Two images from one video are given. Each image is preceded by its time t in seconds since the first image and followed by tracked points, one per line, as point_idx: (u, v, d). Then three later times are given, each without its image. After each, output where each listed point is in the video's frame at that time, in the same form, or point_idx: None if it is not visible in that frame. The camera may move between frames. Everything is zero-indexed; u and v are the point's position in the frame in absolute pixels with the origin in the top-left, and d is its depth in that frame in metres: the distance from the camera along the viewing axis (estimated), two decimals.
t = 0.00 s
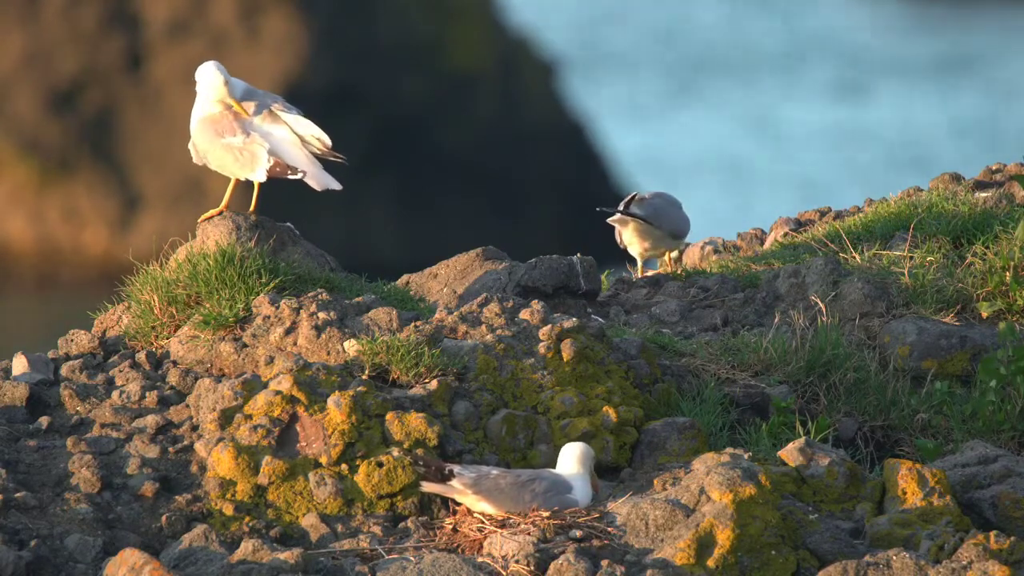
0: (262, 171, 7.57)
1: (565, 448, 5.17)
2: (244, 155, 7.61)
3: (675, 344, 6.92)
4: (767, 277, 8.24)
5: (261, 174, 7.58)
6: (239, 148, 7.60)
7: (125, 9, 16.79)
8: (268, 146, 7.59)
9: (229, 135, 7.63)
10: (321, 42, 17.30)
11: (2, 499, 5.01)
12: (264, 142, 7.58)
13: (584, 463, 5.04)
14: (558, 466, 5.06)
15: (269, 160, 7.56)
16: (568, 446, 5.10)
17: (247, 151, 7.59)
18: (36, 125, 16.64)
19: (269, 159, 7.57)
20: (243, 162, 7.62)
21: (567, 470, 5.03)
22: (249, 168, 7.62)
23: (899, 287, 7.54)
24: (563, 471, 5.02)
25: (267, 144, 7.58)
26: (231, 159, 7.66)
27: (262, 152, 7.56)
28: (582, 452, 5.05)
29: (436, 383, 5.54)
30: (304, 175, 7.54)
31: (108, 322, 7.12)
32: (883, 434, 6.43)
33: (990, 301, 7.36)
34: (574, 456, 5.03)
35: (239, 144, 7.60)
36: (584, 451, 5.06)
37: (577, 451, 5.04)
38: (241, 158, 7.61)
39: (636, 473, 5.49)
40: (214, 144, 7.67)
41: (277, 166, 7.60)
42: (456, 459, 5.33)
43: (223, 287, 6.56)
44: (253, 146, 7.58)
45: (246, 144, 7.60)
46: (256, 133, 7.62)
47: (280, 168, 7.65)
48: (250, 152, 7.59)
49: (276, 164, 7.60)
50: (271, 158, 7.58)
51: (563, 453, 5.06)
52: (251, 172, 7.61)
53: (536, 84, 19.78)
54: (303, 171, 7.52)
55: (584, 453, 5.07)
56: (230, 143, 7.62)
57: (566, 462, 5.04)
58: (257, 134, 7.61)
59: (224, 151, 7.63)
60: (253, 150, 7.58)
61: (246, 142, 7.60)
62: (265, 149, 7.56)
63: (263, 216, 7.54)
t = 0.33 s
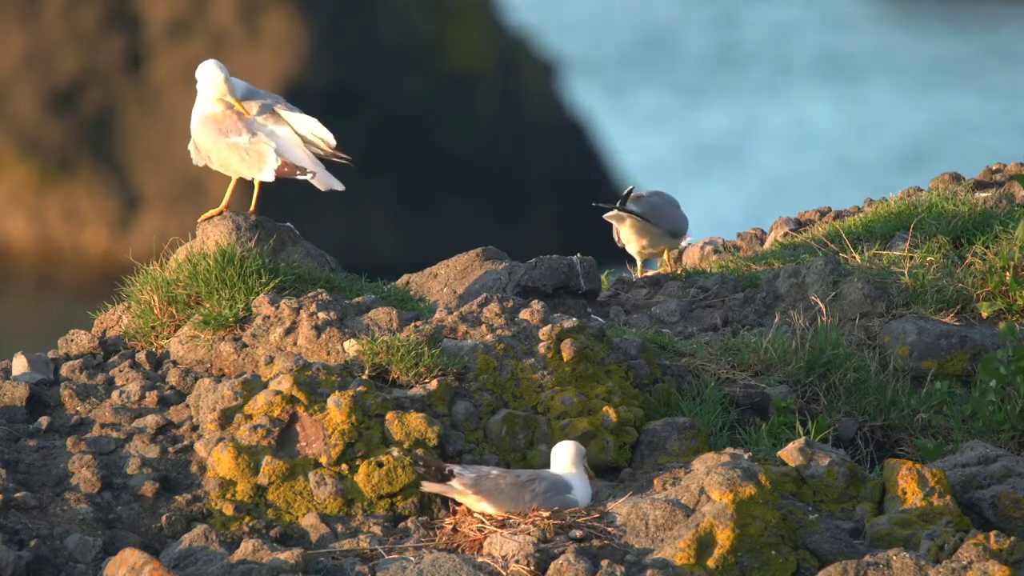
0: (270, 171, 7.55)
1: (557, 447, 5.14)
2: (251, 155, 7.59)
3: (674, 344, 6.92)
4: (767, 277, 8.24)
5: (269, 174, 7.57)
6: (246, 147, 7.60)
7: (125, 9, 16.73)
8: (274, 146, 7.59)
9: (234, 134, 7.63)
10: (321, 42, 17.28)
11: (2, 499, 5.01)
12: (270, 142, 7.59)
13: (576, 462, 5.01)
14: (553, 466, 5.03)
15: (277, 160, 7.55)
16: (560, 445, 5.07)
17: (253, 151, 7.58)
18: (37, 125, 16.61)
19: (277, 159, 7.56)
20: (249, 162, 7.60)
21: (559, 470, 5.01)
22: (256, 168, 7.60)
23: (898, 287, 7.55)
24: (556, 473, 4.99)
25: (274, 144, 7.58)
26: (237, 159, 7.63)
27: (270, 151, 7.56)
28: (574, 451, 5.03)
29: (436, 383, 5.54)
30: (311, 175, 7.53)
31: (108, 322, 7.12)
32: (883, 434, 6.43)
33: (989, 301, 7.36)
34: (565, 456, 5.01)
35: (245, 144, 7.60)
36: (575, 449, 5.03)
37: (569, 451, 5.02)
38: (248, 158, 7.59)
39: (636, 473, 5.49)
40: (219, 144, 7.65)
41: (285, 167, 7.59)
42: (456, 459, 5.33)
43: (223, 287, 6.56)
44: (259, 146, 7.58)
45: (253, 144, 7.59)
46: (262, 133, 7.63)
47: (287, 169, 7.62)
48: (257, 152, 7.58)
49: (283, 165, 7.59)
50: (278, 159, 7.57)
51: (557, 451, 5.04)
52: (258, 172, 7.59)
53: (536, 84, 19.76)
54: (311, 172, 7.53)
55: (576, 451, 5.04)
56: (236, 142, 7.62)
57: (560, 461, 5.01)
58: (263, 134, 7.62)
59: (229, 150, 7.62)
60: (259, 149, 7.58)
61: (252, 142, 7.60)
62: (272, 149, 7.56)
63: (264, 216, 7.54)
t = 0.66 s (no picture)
0: (271, 172, 7.55)
1: (557, 446, 5.13)
2: (252, 155, 7.60)
3: (675, 344, 6.92)
4: (767, 277, 8.24)
5: (271, 174, 7.56)
6: (247, 148, 7.60)
7: (125, 9, 16.68)
8: (276, 146, 7.59)
9: (235, 134, 7.64)
10: (321, 42, 17.25)
11: (2, 499, 5.01)
12: (271, 142, 7.59)
13: (577, 462, 5.00)
14: (554, 466, 5.03)
15: (278, 162, 7.54)
16: (562, 444, 5.06)
17: (255, 152, 7.59)
18: (36, 125, 16.55)
19: (279, 161, 7.55)
20: (251, 163, 7.61)
21: (562, 470, 5.00)
22: (257, 169, 7.59)
23: (899, 287, 7.55)
24: (558, 472, 4.98)
25: (276, 145, 7.58)
26: (238, 159, 7.64)
27: (271, 152, 7.55)
28: (576, 450, 5.02)
29: (436, 383, 5.53)
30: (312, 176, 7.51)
31: (109, 322, 7.12)
32: (883, 434, 6.43)
33: (990, 300, 7.36)
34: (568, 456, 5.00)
35: (247, 144, 7.61)
36: (577, 448, 5.02)
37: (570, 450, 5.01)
38: (250, 158, 7.59)
39: (636, 473, 5.49)
40: (220, 144, 7.66)
41: (286, 168, 7.56)
42: (456, 459, 5.34)
43: (223, 287, 6.56)
44: (261, 146, 7.59)
45: (254, 144, 7.60)
46: (263, 133, 7.63)
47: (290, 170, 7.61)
48: (259, 152, 7.59)
49: (285, 166, 7.57)
50: (280, 160, 7.56)
51: (559, 451, 5.03)
52: (260, 173, 7.59)
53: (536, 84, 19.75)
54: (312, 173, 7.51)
55: (577, 451, 5.03)
56: (237, 143, 7.63)
57: (562, 461, 5.01)
58: (264, 135, 7.62)
59: (231, 151, 7.62)
60: (261, 150, 7.58)
61: (254, 142, 7.61)
62: (274, 150, 7.56)
63: (264, 216, 7.53)
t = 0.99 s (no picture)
0: (271, 171, 7.54)
1: (559, 446, 5.13)
2: (252, 154, 7.60)
3: (675, 344, 6.92)
4: (767, 277, 8.24)
5: (270, 174, 7.56)
6: (247, 147, 7.61)
7: (125, 8, 16.55)
8: (276, 146, 7.59)
9: (235, 134, 7.65)
10: (321, 42, 17.22)
11: (3, 499, 5.01)
12: (271, 141, 7.59)
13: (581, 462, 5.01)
14: (558, 465, 5.04)
15: (278, 161, 7.54)
16: (565, 444, 5.07)
17: (255, 151, 7.59)
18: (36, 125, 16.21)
19: (278, 160, 7.55)
20: (251, 162, 7.61)
21: (565, 470, 5.02)
22: (257, 168, 7.60)
23: (898, 287, 7.55)
24: (561, 472, 5.00)
25: (275, 145, 7.58)
26: (239, 158, 7.64)
27: (271, 151, 7.56)
28: (579, 450, 5.02)
29: (436, 383, 5.53)
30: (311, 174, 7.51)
31: (108, 322, 7.11)
32: (883, 433, 6.44)
33: (989, 300, 7.37)
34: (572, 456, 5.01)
35: (246, 143, 7.61)
36: (581, 448, 5.03)
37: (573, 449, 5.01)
38: (250, 158, 7.60)
39: (636, 473, 5.49)
40: (220, 144, 7.67)
41: (286, 168, 7.56)
42: (456, 459, 5.36)
43: (223, 287, 6.57)
44: (261, 146, 7.59)
45: (254, 144, 7.60)
46: (263, 132, 7.64)
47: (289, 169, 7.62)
48: (259, 151, 7.59)
49: (284, 165, 7.57)
50: (279, 159, 7.56)
51: (562, 450, 5.04)
52: (260, 172, 7.59)
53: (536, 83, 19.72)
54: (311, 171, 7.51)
55: (581, 450, 5.03)
56: (237, 142, 7.63)
57: (565, 461, 5.02)
58: (264, 134, 7.63)
59: (231, 150, 7.63)
60: (261, 149, 7.58)
61: (254, 142, 7.61)
62: (274, 149, 7.56)
63: (264, 216, 7.53)
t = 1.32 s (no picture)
0: (270, 170, 7.53)
1: (557, 446, 5.12)
2: (251, 154, 7.60)
3: (675, 344, 6.92)
4: (767, 277, 8.24)
5: (269, 173, 7.55)
6: (246, 147, 7.60)
7: (125, 8, 16.51)
8: (274, 145, 7.58)
9: (234, 134, 7.64)
10: (322, 42, 17.19)
11: (2, 499, 5.01)
12: (270, 141, 7.59)
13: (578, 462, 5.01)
14: (557, 466, 5.04)
15: (276, 160, 7.53)
16: (562, 444, 5.06)
17: (254, 150, 7.58)
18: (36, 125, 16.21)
19: (277, 159, 7.54)
20: (250, 161, 7.61)
21: (564, 470, 5.01)
22: (256, 168, 7.59)
23: (898, 287, 7.55)
24: (559, 472, 5.00)
25: (274, 144, 7.57)
26: (238, 158, 7.64)
27: (270, 151, 7.55)
28: (576, 450, 5.02)
29: (436, 383, 5.53)
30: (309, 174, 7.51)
31: (108, 322, 7.11)
32: (882, 433, 6.44)
33: (989, 301, 7.37)
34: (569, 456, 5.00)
35: (245, 143, 7.61)
36: (578, 449, 5.02)
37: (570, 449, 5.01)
38: (249, 157, 7.59)
39: (636, 473, 5.49)
40: (219, 144, 7.67)
41: (285, 167, 7.55)
42: (456, 459, 5.37)
43: (223, 287, 6.56)
44: (260, 146, 7.58)
45: (253, 143, 7.60)
46: (262, 132, 7.63)
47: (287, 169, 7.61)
48: (257, 151, 7.58)
49: (283, 164, 7.56)
50: (278, 158, 7.55)
51: (560, 451, 5.03)
52: (258, 172, 7.58)
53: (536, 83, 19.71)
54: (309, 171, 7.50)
55: (579, 451, 5.03)
56: (236, 142, 7.63)
57: (564, 461, 5.02)
58: (263, 134, 7.62)
59: (230, 150, 7.63)
60: (259, 148, 7.58)
61: (252, 141, 7.60)
62: (272, 148, 7.55)
63: (263, 216, 7.53)
